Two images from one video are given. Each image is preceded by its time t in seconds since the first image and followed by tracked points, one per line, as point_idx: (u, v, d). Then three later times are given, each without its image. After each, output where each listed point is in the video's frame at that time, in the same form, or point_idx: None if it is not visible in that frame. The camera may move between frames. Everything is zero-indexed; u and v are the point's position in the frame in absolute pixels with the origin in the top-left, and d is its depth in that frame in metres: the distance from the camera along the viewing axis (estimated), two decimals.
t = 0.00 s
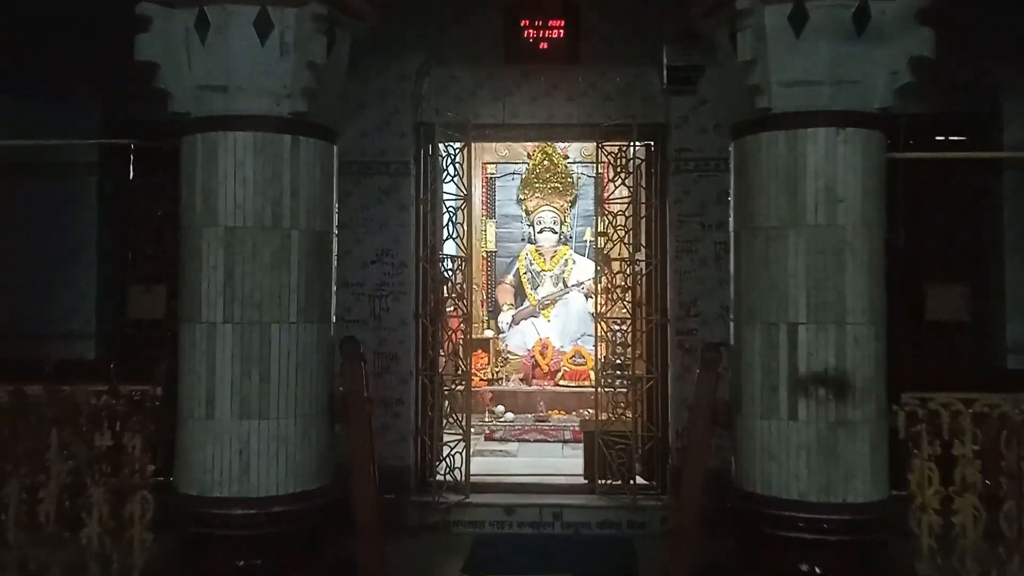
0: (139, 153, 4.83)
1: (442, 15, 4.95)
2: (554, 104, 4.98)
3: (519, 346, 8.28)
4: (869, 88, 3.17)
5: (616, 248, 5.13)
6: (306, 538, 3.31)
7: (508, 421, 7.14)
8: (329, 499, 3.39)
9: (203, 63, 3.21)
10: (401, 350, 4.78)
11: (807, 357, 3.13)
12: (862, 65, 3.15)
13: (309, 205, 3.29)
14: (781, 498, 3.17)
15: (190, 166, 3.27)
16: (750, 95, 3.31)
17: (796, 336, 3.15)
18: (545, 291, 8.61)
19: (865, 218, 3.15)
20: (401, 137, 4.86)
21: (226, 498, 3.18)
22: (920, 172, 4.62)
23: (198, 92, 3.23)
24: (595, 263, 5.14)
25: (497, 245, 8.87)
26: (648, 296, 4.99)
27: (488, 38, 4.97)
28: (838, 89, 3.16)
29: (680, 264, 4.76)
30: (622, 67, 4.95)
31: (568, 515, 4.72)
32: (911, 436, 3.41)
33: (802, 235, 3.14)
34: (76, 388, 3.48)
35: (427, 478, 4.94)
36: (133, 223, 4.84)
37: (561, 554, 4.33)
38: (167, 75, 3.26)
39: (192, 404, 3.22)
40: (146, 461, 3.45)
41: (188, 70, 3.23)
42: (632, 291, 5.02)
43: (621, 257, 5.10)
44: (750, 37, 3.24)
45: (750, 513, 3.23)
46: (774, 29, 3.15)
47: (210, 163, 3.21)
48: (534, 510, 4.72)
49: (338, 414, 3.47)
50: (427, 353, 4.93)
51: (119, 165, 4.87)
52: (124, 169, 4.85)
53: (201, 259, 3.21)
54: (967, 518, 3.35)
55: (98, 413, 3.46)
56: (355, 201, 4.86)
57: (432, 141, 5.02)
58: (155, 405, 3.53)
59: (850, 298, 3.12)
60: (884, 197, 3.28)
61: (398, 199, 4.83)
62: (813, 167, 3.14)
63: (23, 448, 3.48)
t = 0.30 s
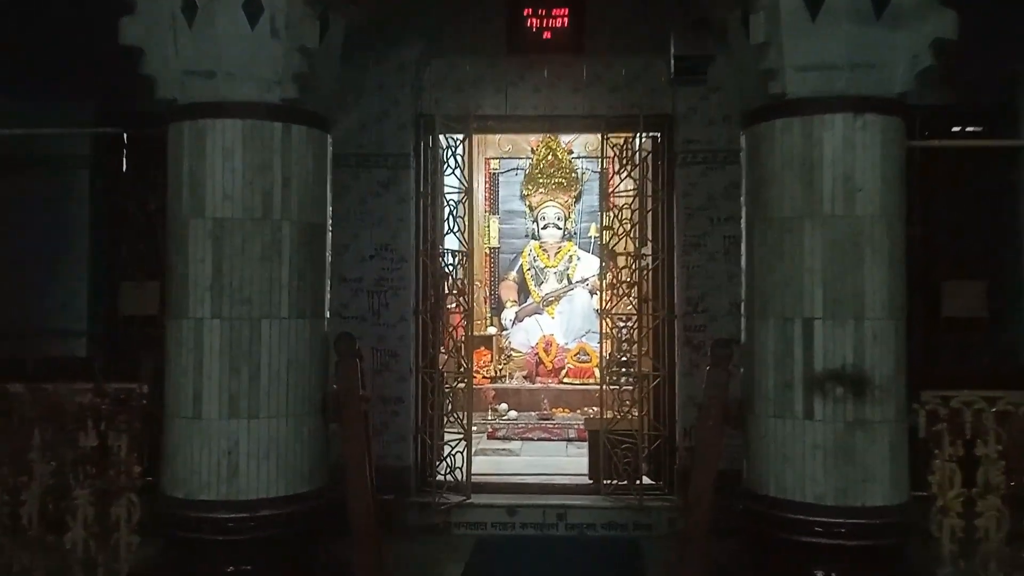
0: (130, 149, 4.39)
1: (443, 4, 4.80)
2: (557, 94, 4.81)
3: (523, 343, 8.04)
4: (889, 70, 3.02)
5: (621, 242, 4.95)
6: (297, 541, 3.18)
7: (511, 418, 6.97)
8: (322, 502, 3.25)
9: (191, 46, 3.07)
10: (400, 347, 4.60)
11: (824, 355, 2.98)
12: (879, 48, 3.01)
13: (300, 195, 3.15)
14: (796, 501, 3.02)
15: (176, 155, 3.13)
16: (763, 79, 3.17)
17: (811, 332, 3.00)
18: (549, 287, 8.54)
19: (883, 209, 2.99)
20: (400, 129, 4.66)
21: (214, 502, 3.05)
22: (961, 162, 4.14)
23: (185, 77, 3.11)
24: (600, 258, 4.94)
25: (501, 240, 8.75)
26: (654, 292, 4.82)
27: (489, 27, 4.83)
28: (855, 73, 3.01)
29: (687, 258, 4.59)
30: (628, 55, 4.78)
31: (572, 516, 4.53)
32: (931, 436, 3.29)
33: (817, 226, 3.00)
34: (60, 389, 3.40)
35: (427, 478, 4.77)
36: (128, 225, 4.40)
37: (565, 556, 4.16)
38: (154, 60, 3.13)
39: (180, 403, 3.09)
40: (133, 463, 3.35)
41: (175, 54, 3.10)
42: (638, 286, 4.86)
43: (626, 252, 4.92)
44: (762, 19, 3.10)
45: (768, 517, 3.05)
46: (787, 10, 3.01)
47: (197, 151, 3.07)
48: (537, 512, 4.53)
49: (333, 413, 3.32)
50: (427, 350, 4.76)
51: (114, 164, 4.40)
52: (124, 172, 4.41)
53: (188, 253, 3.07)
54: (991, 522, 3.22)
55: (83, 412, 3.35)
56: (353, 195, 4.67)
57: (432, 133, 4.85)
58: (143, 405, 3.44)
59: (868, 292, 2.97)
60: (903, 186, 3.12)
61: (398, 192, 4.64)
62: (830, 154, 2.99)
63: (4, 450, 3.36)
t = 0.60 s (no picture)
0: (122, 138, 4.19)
1: None
2: (561, 85, 4.66)
3: (526, 342, 7.83)
4: (910, 54, 2.87)
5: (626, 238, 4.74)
6: (287, 549, 3.03)
7: (514, 421, 6.78)
8: (315, 508, 3.11)
9: (178, 30, 2.94)
10: (399, 346, 4.44)
11: (843, 356, 2.82)
12: (899, 32, 2.86)
13: (291, 187, 3.00)
14: (813, 509, 2.87)
15: (162, 144, 2.99)
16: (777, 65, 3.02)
17: (829, 331, 2.84)
18: (553, 286, 8.38)
19: (905, 201, 2.84)
20: (399, 121, 4.49)
21: (200, 509, 2.90)
22: (981, 152, 3.89)
23: (171, 63, 2.97)
24: (605, 255, 4.73)
25: (506, 237, 8.71)
26: (662, 290, 4.65)
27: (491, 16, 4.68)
28: (875, 58, 2.86)
29: (695, 255, 4.41)
30: (634, 45, 4.62)
31: (576, 522, 4.35)
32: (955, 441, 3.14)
33: (835, 220, 2.84)
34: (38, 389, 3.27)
35: (427, 481, 4.64)
36: (118, 217, 4.16)
37: (567, 561, 3.99)
38: (140, 45, 3.00)
39: (165, 405, 2.95)
40: (116, 465, 3.21)
41: (161, 39, 2.97)
42: (644, 284, 4.65)
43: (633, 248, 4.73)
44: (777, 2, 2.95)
45: (781, 525, 2.91)
46: None
47: (183, 140, 2.93)
48: (539, 516, 4.36)
49: (327, 416, 3.17)
50: (427, 350, 4.61)
51: (104, 156, 4.17)
52: (113, 164, 4.17)
53: (173, 247, 2.93)
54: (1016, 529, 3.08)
55: (65, 414, 3.22)
56: (352, 189, 4.48)
57: (432, 125, 4.68)
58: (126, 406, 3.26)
59: (889, 289, 2.82)
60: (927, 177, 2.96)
61: (397, 186, 4.47)
62: (849, 142, 2.83)
63: None
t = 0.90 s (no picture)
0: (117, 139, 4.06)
1: None
2: (564, 84, 4.51)
3: (528, 348, 7.76)
4: (931, 50, 2.73)
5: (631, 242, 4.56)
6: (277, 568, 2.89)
7: (515, 429, 6.63)
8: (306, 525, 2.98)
9: (163, 23, 2.82)
10: (397, 353, 4.28)
11: (862, 368, 2.67)
12: (920, 25, 2.72)
13: (280, 188, 2.86)
14: (830, 529, 2.72)
15: (145, 144, 2.85)
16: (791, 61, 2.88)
17: (847, 341, 2.70)
18: (555, 290, 8.18)
19: (927, 205, 2.69)
20: (398, 121, 4.33)
21: (184, 528, 2.75)
22: (995, 151, 3.73)
23: (155, 58, 2.83)
24: (609, 260, 4.57)
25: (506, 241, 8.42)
26: (668, 296, 4.47)
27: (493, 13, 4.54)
28: (895, 53, 2.72)
29: (702, 259, 4.20)
30: (639, 42, 4.48)
31: (580, 536, 4.15)
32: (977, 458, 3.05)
33: (854, 224, 2.69)
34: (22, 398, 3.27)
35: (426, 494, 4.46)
36: (112, 220, 4.03)
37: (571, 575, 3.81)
38: (123, 41, 2.88)
39: (148, 417, 2.80)
40: (99, 482, 3.08)
41: (146, 34, 2.84)
42: (650, 291, 4.49)
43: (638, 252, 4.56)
44: None
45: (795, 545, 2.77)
46: None
47: (166, 139, 2.78)
48: (541, 530, 4.16)
49: (319, 429, 3.03)
50: (427, 357, 4.44)
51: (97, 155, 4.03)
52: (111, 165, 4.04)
53: (156, 252, 2.79)
54: None
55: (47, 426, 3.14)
56: (348, 192, 4.33)
57: (431, 126, 4.48)
58: (110, 420, 3.17)
59: (911, 298, 2.67)
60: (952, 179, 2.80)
61: (395, 188, 4.31)
62: (868, 142, 2.69)
63: None
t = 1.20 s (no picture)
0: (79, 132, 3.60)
1: None
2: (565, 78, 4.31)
3: (528, 348, 7.62)
4: (949, 37, 2.60)
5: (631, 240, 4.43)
6: None
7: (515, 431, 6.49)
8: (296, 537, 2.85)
9: (140, 12, 2.68)
10: (392, 356, 4.13)
11: (876, 371, 2.55)
12: (939, 11, 2.57)
13: (265, 185, 2.74)
14: (844, 540, 2.59)
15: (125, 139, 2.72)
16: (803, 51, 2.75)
17: (861, 343, 2.57)
18: (555, 290, 8.06)
19: (944, 199, 2.57)
20: (392, 117, 4.17)
21: (166, 542, 2.63)
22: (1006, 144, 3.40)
23: (133, 49, 2.70)
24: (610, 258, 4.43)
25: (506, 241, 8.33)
26: (670, 295, 4.34)
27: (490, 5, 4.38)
28: (911, 41, 2.58)
29: (705, 257, 4.05)
30: (643, 34, 4.27)
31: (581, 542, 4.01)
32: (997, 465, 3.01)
33: (867, 219, 2.57)
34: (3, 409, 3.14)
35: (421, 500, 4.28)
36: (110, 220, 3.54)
37: None
38: (101, 31, 2.74)
39: (128, 425, 2.68)
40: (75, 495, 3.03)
41: (124, 24, 2.70)
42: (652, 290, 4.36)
43: (639, 251, 4.40)
44: None
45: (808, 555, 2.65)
46: None
47: (146, 135, 2.66)
48: (541, 536, 4.01)
49: (308, 437, 2.89)
50: (423, 360, 4.31)
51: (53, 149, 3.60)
52: (110, 163, 3.55)
53: (137, 252, 2.66)
54: None
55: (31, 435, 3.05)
56: (341, 190, 4.18)
57: (425, 123, 4.33)
58: (89, 427, 3.08)
59: (928, 297, 2.54)
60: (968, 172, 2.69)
61: (390, 186, 4.15)
62: (882, 133, 2.56)
63: None
